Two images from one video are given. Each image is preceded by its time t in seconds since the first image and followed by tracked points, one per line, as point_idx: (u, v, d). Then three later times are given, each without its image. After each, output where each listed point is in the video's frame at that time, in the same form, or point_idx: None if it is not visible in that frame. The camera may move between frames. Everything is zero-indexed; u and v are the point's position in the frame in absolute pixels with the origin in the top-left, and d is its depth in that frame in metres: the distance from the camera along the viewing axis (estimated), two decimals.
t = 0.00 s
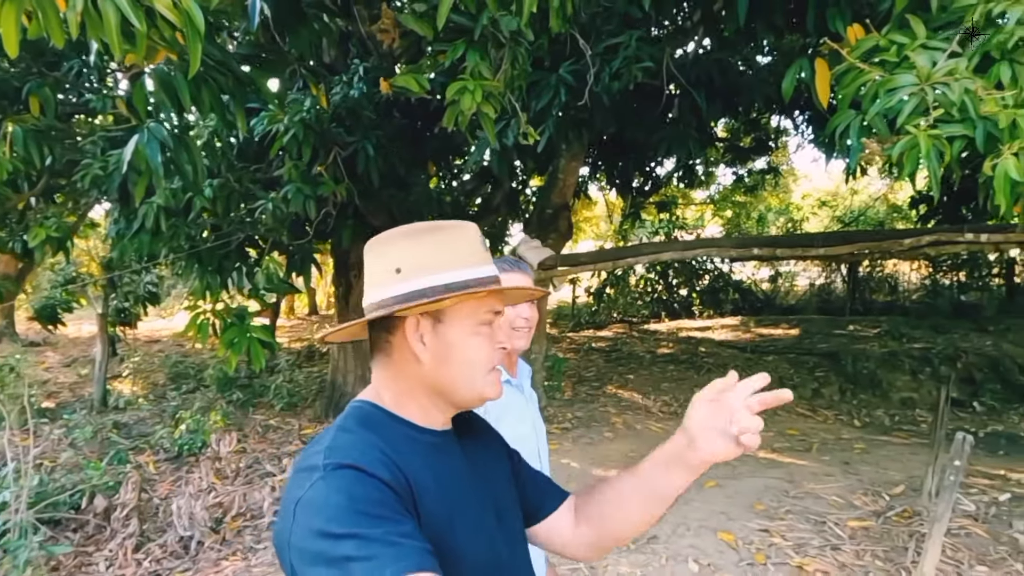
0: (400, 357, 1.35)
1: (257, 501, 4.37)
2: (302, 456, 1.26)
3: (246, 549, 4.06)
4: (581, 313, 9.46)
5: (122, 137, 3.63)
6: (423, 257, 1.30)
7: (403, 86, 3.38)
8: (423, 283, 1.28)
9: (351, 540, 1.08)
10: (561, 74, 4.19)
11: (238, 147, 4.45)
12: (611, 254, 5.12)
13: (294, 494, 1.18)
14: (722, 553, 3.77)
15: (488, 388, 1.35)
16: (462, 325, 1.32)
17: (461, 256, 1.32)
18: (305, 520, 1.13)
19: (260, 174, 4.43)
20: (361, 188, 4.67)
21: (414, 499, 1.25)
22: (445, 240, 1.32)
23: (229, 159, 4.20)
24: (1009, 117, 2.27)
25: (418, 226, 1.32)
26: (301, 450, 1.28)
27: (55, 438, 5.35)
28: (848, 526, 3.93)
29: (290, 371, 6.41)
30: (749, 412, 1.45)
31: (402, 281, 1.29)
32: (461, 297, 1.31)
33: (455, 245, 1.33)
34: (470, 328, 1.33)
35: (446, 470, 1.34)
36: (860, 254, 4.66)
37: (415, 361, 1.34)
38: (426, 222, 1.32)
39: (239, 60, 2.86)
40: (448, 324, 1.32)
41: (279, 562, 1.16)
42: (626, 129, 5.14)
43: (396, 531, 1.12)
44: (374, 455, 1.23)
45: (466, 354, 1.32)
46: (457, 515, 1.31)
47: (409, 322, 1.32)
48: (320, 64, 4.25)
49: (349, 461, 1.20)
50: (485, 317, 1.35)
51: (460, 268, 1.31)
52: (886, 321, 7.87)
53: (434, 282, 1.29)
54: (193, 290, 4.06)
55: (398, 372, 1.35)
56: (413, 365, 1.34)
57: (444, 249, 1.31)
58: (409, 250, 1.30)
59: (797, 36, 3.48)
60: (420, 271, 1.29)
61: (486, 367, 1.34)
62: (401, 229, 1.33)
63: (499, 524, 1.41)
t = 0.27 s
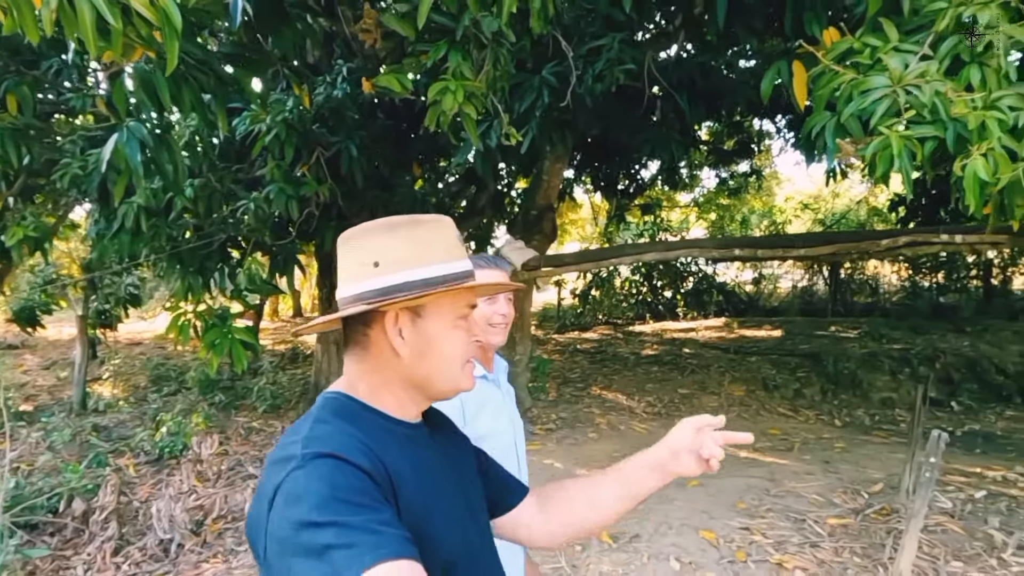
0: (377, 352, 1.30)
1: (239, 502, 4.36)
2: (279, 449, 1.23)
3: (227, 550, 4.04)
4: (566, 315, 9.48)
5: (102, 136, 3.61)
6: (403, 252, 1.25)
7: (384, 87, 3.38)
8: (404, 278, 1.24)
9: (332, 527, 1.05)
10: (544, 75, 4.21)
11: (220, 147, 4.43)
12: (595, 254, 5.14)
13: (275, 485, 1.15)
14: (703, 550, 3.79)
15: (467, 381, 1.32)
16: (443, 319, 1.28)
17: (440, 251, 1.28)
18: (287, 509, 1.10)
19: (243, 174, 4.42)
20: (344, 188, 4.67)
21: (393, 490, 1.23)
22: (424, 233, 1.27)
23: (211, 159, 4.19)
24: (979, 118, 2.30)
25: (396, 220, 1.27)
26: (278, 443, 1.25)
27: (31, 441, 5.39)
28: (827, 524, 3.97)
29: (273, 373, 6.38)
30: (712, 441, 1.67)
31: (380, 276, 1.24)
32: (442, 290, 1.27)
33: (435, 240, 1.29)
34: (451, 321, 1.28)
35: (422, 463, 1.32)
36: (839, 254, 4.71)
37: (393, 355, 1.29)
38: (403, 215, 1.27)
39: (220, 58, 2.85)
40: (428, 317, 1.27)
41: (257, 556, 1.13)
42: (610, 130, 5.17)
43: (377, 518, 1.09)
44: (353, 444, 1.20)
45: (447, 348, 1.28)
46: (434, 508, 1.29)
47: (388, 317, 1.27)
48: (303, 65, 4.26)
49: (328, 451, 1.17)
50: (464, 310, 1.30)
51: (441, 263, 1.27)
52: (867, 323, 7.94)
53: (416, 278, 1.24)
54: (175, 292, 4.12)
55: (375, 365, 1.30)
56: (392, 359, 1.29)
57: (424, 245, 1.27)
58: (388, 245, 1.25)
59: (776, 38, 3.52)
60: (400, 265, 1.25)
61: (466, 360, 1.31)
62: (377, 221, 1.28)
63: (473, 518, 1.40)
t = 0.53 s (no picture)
0: (344, 357, 1.23)
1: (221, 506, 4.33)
2: (244, 458, 1.14)
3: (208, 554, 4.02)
4: (552, 318, 9.50)
5: (80, 137, 3.58)
6: (372, 257, 1.21)
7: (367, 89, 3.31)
8: (374, 283, 1.19)
9: (300, 533, 0.97)
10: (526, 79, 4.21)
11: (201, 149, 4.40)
12: (579, 257, 5.15)
13: (241, 495, 1.06)
14: (684, 552, 3.80)
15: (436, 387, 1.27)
16: (413, 323, 1.23)
17: (410, 255, 1.24)
18: (256, 520, 1.01)
19: (224, 176, 4.40)
20: (328, 190, 4.66)
21: (363, 498, 1.15)
22: (394, 237, 1.23)
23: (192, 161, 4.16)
24: (949, 124, 2.30)
25: (364, 225, 1.22)
26: (242, 451, 1.16)
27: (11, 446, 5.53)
28: (808, 525, 3.99)
29: (256, 376, 6.36)
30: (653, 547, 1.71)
31: (349, 281, 1.19)
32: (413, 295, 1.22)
33: (405, 245, 1.24)
34: (421, 326, 1.24)
35: (392, 469, 1.25)
36: (819, 257, 4.73)
37: (361, 361, 1.23)
38: (371, 219, 1.23)
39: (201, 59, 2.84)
40: (398, 322, 1.22)
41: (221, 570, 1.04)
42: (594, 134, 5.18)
43: (350, 523, 1.01)
44: (323, 449, 1.12)
45: (418, 353, 1.23)
46: (404, 514, 1.22)
47: (356, 322, 1.21)
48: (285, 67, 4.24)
49: (295, 455, 1.09)
50: (433, 314, 1.26)
51: (411, 267, 1.23)
52: (850, 325, 7.99)
53: (386, 283, 1.19)
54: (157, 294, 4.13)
55: (342, 371, 1.23)
56: (360, 366, 1.23)
57: (394, 249, 1.22)
58: (356, 249, 1.21)
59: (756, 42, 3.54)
60: (370, 270, 1.20)
61: (437, 365, 1.26)
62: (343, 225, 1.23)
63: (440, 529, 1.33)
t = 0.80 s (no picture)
0: (326, 363, 1.22)
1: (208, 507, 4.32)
2: (226, 462, 1.10)
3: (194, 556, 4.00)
4: (542, 318, 9.52)
5: (65, 136, 3.55)
6: (351, 261, 1.21)
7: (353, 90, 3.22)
8: (353, 286, 1.19)
9: (285, 545, 0.92)
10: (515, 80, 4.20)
11: (187, 149, 4.39)
12: (568, 258, 5.16)
13: (224, 503, 1.01)
14: (671, 552, 3.81)
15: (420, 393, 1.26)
16: (394, 327, 1.22)
17: (390, 261, 1.24)
18: (240, 531, 0.96)
19: (211, 176, 4.38)
20: (316, 191, 4.65)
21: (349, 504, 1.11)
22: (374, 242, 1.24)
23: (178, 161, 4.14)
24: (930, 127, 2.32)
25: (344, 230, 1.24)
26: (223, 457, 1.11)
27: None
28: (795, 525, 4.01)
29: (245, 377, 6.34)
30: None
31: (328, 285, 1.19)
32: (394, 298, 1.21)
33: (385, 250, 1.25)
34: (403, 331, 1.23)
35: (377, 475, 1.21)
36: (806, 258, 4.75)
37: (342, 365, 1.22)
38: (351, 225, 1.25)
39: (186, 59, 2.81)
40: (379, 326, 1.21)
41: None
42: (583, 134, 5.19)
43: (337, 533, 0.97)
44: (307, 455, 1.08)
45: (399, 358, 1.22)
46: (389, 521, 1.18)
47: (337, 326, 1.20)
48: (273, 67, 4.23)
49: (279, 461, 1.04)
50: (416, 319, 1.25)
51: (391, 271, 1.23)
52: (838, 325, 8.03)
53: (364, 286, 1.19)
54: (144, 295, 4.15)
55: (322, 375, 1.21)
56: (341, 370, 1.21)
57: (373, 254, 1.23)
58: (336, 254, 1.22)
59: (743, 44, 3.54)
60: (349, 274, 1.20)
61: (418, 371, 1.25)
62: (324, 231, 1.24)
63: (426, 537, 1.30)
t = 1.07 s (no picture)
0: (318, 352, 1.22)
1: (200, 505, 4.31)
2: (228, 454, 1.05)
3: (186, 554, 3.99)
4: (535, 317, 9.54)
5: (56, 132, 3.53)
6: (341, 248, 1.21)
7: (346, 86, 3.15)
8: (344, 272, 1.18)
9: (301, 534, 0.88)
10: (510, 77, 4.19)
11: (179, 145, 4.37)
12: (561, 255, 5.18)
13: (230, 495, 0.96)
14: (664, 548, 3.82)
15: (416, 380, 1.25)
16: (386, 314, 1.21)
17: (381, 246, 1.23)
18: (251, 522, 0.92)
19: (203, 173, 4.36)
20: (309, 187, 4.64)
21: (353, 498, 1.08)
22: (364, 229, 1.23)
23: (170, 157, 4.12)
24: (921, 122, 2.33)
25: (334, 217, 1.24)
26: (225, 451, 1.07)
27: None
28: (786, 520, 4.03)
29: (236, 374, 6.32)
30: None
31: (319, 273, 1.19)
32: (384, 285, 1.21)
33: (376, 235, 1.24)
34: (395, 318, 1.22)
35: (378, 470, 1.18)
36: (798, 256, 4.77)
37: (336, 355, 1.22)
38: (340, 213, 1.24)
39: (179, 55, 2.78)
40: (370, 313, 1.21)
41: None
42: (576, 131, 5.20)
43: (351, 522, 0.93)
44: (314, 445, 1.05)
45: (392, 346, 1.21)
46: (389, 517, 1.16)
47: (326, 316, 1.21)
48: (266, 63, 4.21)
49: (287, 451, 1.00)
50: (409, 306, 1.24)
51: (382, 257, 1.22)
52: (829, 323, 8.06)
53: (355, 272, 1.19)
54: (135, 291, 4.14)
55: (315, 365, 1.22)
56: (334, 360, 1.21)
57: (363, 240, 1.22)
58: (326, 242, 1.21)
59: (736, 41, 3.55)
60: (340, 261, 1.19)
61: (414, 359, 1.24)
62: (314, 220, 1.24)
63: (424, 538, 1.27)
